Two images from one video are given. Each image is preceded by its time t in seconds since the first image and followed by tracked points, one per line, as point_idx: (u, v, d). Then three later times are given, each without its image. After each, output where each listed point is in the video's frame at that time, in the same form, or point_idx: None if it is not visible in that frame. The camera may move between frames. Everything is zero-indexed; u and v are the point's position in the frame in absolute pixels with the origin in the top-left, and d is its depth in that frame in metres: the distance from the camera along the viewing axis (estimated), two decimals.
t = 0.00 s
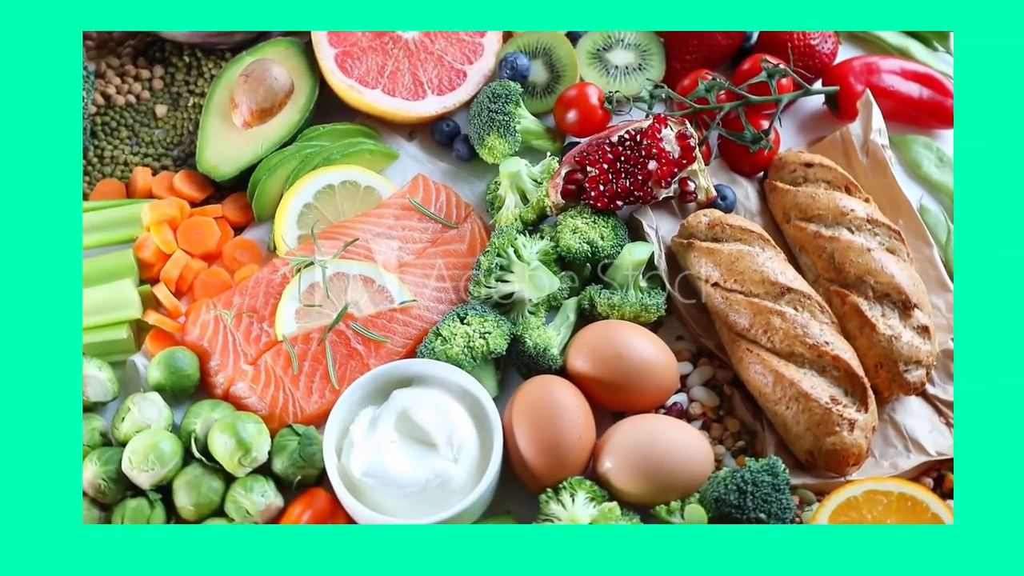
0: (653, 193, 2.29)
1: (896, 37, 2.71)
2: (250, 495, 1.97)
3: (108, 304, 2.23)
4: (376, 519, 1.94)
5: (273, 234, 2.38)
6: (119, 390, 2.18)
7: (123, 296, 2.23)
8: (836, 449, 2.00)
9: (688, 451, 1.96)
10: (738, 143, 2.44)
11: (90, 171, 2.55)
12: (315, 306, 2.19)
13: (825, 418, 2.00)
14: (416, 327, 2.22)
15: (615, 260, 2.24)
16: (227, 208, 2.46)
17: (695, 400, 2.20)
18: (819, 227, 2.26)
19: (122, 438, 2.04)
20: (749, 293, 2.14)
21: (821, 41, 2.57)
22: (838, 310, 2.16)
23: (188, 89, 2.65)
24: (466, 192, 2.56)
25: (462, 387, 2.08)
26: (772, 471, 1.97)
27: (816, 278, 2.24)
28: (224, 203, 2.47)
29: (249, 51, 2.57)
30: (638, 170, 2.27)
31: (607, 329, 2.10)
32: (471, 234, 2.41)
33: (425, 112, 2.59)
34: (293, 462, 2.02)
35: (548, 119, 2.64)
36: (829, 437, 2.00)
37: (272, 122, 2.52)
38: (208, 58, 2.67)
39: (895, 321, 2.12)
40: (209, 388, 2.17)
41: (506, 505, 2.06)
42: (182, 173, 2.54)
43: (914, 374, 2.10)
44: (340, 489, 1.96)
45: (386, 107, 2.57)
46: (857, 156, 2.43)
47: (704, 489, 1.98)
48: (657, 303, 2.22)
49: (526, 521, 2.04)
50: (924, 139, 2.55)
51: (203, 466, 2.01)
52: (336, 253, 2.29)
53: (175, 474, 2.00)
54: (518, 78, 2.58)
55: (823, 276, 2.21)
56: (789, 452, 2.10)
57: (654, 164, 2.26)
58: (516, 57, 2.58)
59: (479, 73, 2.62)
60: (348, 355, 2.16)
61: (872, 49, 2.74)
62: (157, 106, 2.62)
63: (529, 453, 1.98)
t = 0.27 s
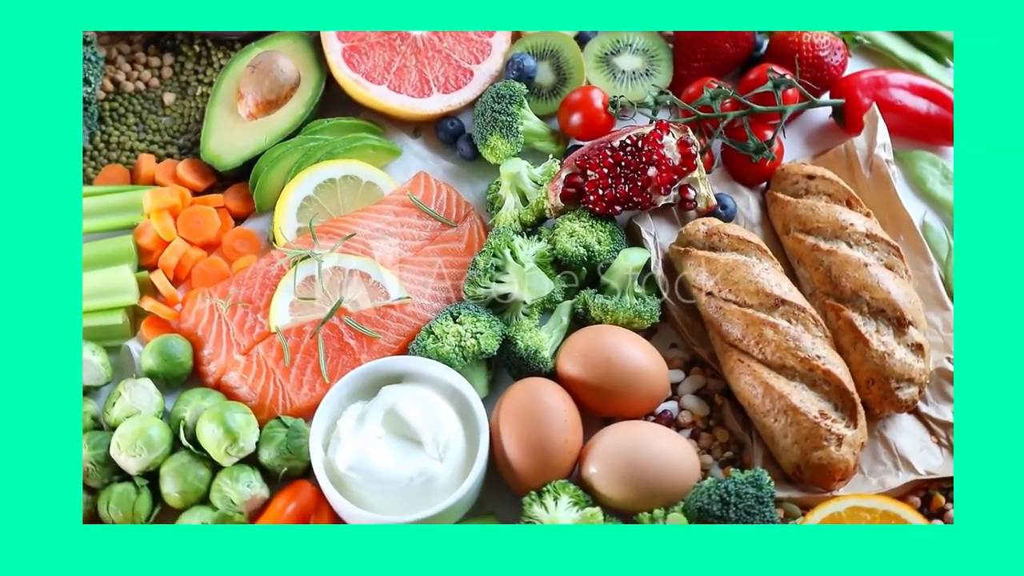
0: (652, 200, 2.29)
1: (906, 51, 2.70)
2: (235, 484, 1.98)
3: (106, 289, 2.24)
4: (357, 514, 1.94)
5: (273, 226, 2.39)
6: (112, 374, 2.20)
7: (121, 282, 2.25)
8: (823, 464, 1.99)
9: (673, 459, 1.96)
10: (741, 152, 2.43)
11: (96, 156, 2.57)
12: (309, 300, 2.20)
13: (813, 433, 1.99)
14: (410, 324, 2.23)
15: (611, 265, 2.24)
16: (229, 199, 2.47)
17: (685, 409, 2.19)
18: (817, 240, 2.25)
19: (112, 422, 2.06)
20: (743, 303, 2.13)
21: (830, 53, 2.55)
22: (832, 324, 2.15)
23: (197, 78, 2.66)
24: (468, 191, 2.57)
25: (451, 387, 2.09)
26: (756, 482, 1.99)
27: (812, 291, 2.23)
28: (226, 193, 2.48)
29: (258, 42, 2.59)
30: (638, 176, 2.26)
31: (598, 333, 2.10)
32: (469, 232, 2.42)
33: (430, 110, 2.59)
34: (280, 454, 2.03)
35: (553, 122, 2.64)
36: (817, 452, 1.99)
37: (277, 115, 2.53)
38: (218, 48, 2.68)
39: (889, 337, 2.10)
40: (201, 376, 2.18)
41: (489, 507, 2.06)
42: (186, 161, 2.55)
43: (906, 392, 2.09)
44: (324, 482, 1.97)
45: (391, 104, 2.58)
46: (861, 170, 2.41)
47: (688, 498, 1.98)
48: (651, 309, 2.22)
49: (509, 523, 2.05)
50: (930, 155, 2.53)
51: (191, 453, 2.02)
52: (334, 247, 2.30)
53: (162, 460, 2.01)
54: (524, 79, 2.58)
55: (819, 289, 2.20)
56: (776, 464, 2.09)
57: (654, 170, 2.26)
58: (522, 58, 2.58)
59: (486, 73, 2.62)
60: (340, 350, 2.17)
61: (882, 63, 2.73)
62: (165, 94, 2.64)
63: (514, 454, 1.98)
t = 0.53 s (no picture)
0: (651, 207, 2.29)
1: (917, 66, 2.68)
2: (222, 474, 1.99)
3: (104, 275, 2.26)
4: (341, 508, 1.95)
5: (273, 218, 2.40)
6: (107, 360, 2.21)
7: (119, 268, 2.27)
8: (810, 478, 1.98)
9: (659, 467, 1.96)
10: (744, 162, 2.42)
11: (103, 142, 2.58)
12: (304, 293, 2.20)
13: (801, 446, 1.98)
14: (403, 321, 2.23)
15: (606, 270, 2.24)
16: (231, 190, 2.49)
17: (675, 417, 2.19)
18: (815, 252, 2.24)
19: (104, 407, 2.08)
20: (737, 313, 2.12)
21: (838, 64, 2.54)
22: (826, 338, 2.14)
23: (206, 67, 2.67)
24: (469, 190, 2.57)
25: (440, 385, 2.09)
26: (740, 493, 1.99)
27: (808, 304, 2.22)
28: (228, 184, 2.49)
29: (267, 34, 2.60)
30: (637, 182, 2.26)
31: (590, 338, 2.10)
32: (468, 232, 2.42)
33: (435, 108, 2.59)
34: (267, 445, 2.04)
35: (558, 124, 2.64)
36: (804, 465, 1.98)
37: (282, 107, 2.54)
38: (227, 38, 2.69)
39: (883, 352, 2.09)
40: (194, 365, 2.20)
41: (474, 507, 2.07)
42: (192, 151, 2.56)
43: (897, 409, 2.08)
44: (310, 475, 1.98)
45: (396, 100, 2.59)
46: (863, 184, 2.40)
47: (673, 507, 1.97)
48: (645, 315, 2.22)
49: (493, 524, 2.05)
50: (935, 171, 2.51)
51: (180, 442, 2.03)
52: (332, 241, 2.30)
53: (151, 447, 2.02)
54: (530, 81, 2.58)
55: (815, 301, 2.19)
56: (763, 476, 2.08)
57: (653, 176, 2.26)
58: (529, 59, 2.58)
59: (492, 73, 2.62)
60: (332, 344, 2.18)
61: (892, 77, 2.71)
62: (174, 82, 2.65)
63: (500, 455, 1.99)
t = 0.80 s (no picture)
0: (650, 214, 2.28)
1: (928, 82, 2.67)
2: (209, 463, 2.00)
3: (103, 259, 2.28)
4: (323, 502, 1.96)
5: (273, 209, 2.42)
6: (102, 344, 2.23)
7: (118, 253, 2.28)
8: (794, 492, 1.97)
9: (642, 473, 1.96)
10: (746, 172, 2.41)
11: (111, 127, 2.60)
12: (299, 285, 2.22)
13: (786, 459, 1.97)
14: (396, 318, 2.24)
15: (602, 275, 2.24)
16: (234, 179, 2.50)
17: (663, 425, 2.18)
18: (812, 266, 2.23)
19: (95, 391, 2.09)
20: (730, 324, 2.12)
21: (846, 77, 2.52)
22: (818, 352, 2.13)
23: (216, 57, 2.68)
24: (470, 189, 2.57)
25: (429, 382, 2.10)
26: (723, 504, 1.99)
27: (803, 317, 2.21)
28: (232, 173, 2.51)
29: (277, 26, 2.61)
30: (637, 188, 2.26)
31: (580, 342, 2.09)
32: (466, 231, 2.42)
33: (440, 106, 2.60)
34: (255, 435, 2.05)
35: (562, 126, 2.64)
36: (789, 479, 1.97)
37: (288, 99, 2.55)
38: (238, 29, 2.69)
39: (874, 369, 2.08)
40: (188, 353, 2.21)
41: (459, 506, 2.07)
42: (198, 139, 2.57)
43: (887, 427, 2.07)
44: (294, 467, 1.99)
45: (401, 97, 2.59)
46: (865, 199, 2.39)
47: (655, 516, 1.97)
48: (638, 322, 2.22)
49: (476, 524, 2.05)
50: (940, 189, 2.49)
51: (169, 428, 2.05)
52: (330, 234, 2.32)
53: (141, 432, 2.04)
54: (536, 82, 2.59)
55: (810, 315, 2.18)
56: (749, 488, 2.07)
57: (652, 183, 2.25)
58: (536, 60, 2.58)
59: (499, 73, 2.62)
60: (325, 337, 2.19)
61: (901, 92, 2.68)
62: (183, 70, 2.66)
63: (484, 455, 1.99)
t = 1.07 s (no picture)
0: (648, 220, 2.28)
1: (937, 98, 2.65)
2: (196, 451, 2.01)
3: (102, 245, 2.29)
4: (307, 495, 1.97)
5: (274, 202, 2.43)
6: (98, 329, 2.25)
7: (118, 239, 2.30)
8: (779, 505, 1.97)
9: (627, 478, 1.96)
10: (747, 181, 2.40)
11: (118, 113, 2.61)
12: (295, 278, 2.23)
13: (773, 472, 1.96)
14: (390, 314, 2.25)
15: (596, 279, 2.23)
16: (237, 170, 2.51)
17: (652, 432, 2.18)
18: (808, 278, 2.22)
19: (88, 375, 2.11)
20: (722, 333, 2.11)
21: (853, 90, 2.51)
22: (810, 365, 2.12)
23: (227, 47, 2.69)
24: (472, 189, 2.58)
25: (419, 380, 2.11)
26: (707, 514, 1.99)
27: (797, 329, 2.20)
28: (235, 164, 2.52)
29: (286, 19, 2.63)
30: (635, 194, 2.26)
31: (570, 345, 2.09)
32: (465, 230, 2.43)
33: (445, 104, 2.60)
34: (244, 426, 2.06)
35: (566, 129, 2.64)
36: (774, 492, 1.97)
37: (294, 92, 2.56)
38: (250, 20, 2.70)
39: (865, 385, 2.07)
40: (182, 341, 2.23)
41: (444, 505, 2.07)
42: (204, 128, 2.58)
43: (876, 443, 2.06)
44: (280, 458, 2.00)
45: (407, 94, 2.60)
46: (866, 214, 2.37)
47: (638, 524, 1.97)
48: (631, 328, 2.21)
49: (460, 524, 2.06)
50: (943, 206, 2.48)
51: (159, 415, 2.06)
52: (327, 228, 2.32)
53: (131, 418, 2.05)
54: (541, 84, 2.58)
55: (804, 327, 2.17)
56: (735, 499, 2.07)
57: (649, 189, 2.25)
58: (542, 62, 2.58)
59: (506, 74, 2.62)
60: (318, 331, 2.20)
61: (910, 107, 2.66)
62: (193, 60, 2.67)
63: (470, 455, 1.99)
